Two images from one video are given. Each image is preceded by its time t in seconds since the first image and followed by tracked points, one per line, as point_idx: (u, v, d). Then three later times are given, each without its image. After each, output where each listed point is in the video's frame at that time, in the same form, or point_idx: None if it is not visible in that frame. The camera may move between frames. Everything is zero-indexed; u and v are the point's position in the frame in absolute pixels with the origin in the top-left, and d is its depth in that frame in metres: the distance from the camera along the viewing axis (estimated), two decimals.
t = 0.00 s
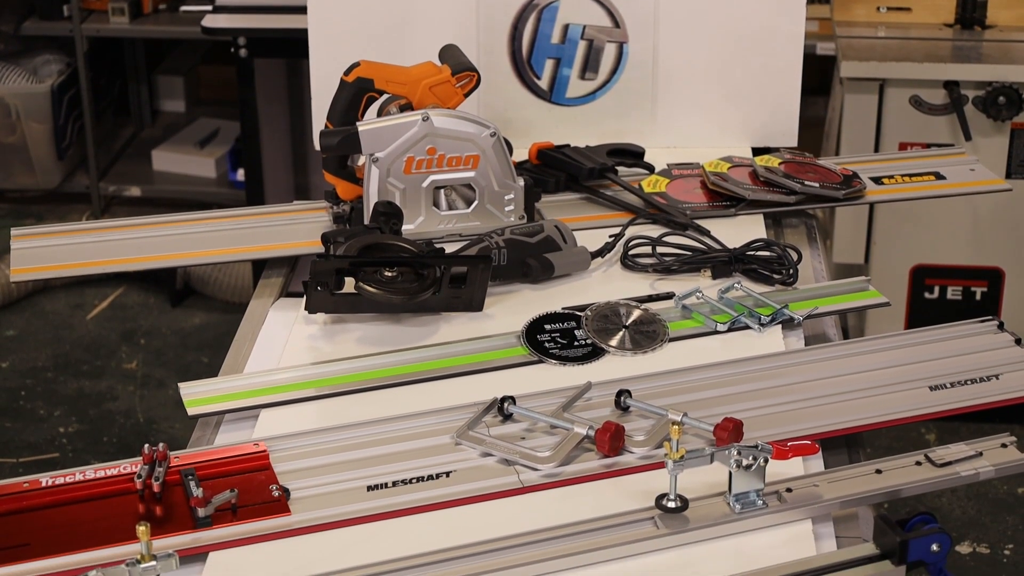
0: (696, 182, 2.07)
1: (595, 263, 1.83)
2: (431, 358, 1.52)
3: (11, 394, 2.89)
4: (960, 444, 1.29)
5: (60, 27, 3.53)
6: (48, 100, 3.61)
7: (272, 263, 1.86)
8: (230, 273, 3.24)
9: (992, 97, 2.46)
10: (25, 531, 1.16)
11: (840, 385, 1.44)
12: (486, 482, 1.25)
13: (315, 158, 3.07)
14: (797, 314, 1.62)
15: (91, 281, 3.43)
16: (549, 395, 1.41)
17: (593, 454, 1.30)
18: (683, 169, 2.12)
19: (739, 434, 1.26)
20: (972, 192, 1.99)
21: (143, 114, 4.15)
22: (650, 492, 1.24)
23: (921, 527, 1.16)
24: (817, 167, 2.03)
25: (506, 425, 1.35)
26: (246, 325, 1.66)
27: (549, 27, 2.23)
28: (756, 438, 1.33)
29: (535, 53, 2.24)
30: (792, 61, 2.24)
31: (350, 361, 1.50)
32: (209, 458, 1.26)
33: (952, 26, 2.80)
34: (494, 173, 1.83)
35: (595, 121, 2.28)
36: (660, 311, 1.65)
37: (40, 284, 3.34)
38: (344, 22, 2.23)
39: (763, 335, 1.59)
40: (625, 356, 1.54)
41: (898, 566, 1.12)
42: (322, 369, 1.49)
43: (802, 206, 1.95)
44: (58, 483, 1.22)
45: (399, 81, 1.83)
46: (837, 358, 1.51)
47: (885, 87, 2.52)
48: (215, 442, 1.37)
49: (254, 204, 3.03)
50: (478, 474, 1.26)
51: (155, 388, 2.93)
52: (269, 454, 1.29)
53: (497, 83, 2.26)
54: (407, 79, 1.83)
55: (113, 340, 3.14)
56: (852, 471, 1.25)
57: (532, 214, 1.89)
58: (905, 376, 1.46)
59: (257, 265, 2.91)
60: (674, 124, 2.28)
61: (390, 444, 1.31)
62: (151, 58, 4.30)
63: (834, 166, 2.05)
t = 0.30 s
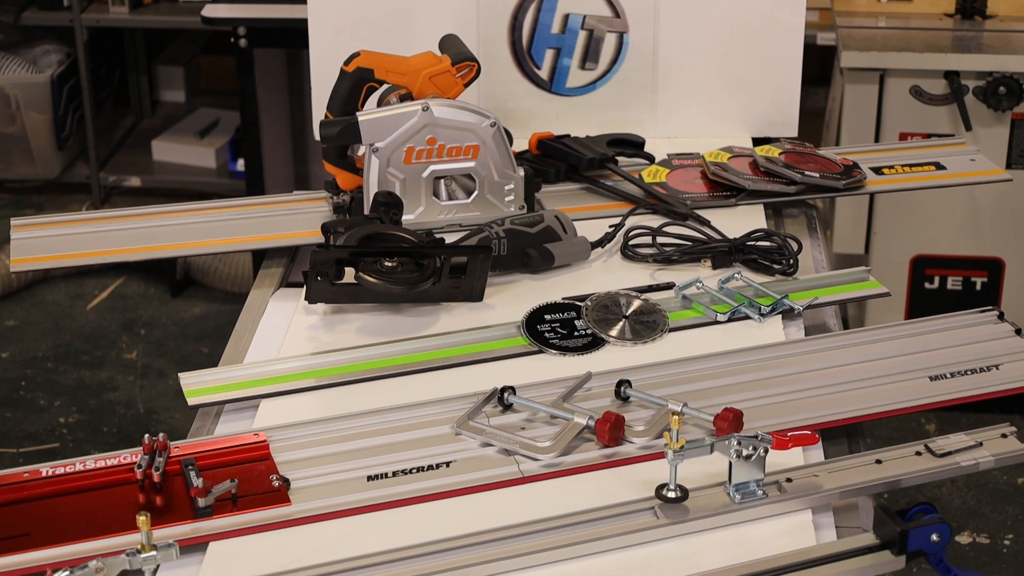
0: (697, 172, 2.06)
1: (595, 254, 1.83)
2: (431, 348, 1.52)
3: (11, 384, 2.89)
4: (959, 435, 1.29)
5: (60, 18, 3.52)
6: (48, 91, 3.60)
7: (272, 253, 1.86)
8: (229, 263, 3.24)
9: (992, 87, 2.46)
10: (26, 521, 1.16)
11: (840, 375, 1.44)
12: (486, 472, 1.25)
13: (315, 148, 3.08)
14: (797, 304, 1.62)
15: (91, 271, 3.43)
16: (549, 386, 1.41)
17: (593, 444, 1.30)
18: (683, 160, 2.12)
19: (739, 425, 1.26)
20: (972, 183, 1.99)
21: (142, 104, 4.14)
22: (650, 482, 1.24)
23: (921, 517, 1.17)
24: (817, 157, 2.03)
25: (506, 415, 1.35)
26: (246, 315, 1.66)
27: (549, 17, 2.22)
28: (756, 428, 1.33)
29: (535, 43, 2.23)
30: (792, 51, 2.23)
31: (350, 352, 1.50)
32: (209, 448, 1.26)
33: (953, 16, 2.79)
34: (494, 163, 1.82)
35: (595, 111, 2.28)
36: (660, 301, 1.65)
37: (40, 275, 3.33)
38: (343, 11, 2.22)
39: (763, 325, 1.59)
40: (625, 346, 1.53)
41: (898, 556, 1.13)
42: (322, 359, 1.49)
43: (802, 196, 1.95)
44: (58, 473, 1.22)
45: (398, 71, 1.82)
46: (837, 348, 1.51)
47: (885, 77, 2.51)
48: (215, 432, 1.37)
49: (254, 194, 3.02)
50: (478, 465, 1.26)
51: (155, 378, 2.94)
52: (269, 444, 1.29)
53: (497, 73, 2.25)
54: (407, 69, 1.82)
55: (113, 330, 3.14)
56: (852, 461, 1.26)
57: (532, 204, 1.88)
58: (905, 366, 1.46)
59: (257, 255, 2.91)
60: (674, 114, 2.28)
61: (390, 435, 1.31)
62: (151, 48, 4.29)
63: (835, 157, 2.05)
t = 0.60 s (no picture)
0: (697, 164, 2.06)
1: (595, 245, 1.82)
2: (431, 339, 1.52)
3: (11, 375, 2.89)
4: (960, 426, 1.29)
5: (59, 9, 3.51)
6: (47, 81, 3.60)
7: (272, 244, 1.86)
8: (229, 253, 3.24)
9: (992, 78, 2.45)
10: (26, 511, 1.16)
11: (841, 366, 1.44)
12: (486, 462, 1.25)
13: (315, 139, 3.11)
14: (797, 295, 1.62)
15: (91, 262, 3.43)
16: (549, 376, 1.42)
17: (593, 435, 1.30)
18: (684, 151, 2.11)
19: (739, 416, 1.26)
20: (972, 174, 1.99)
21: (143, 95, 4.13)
22: (650, 473, 1.24)
23: (921, 507, 1.16)
24: (817, 148, 2.02)
25: (507, 406, 1.35)
26: (246, 306, 1.66)
27: (549, 7, 2.22)
28: (756, 419, 1.33)
29: (535, 34, 2.23)
30: (793, 43, 2.22)
31: (350, 342, 1.50)
32: (208, 440, 1.27)
33: (953, 7, 2.78)
34: (494, 153, 1.82)
35: (595, 102, 2.27)
36: (660, 292, 1.65)
37: (40, 266, 3.33)
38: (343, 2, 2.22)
39: (763, 316, 1.59)
40: (625, 337, 1.53)
41: (898, 547, 1.13)
42: (321, 350, 1.49)
43: (803, 187, 1.94)
44: (58, 464, 1.22)
45: (398, 62, 1.82)
46: (838, 339, 1.51)
47: (885, 68, 2.51)
48: (216, 423, 1.37)
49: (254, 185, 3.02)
50: (478, 455, 1.26)
51: (155, 369, 2.94)
52: (269, 435, 1.29)
53: (497, 64, 2.25)
54: (408, 60, 1.82)
55: (113, 321, 3.14)
56: (852, 452, 1.26)
57: (532, 195, 1.88)
58: (905, 357, 1.46)
59: (258, 246, 2.91)
60: (674, 105, 2.27)
61: (390, 426, 1.31)
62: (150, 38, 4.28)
63: (835, 147, 2.04)
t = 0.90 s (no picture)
0: (697, 155, 2.06)
1: (596, 236, 1.82)
2: (431, 331, 1.52)
3: (11, 367, 2.89)
4: (960, 417, 1.29)
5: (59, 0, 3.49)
6: (48, 73, 3.59)
7: (272, 236, 1.86)
8: (230, 245, 3.24)
9: (993, 69, 2.44)
10: (26, 503, 1.16)
11: (841, 358, 1.44)
12: (487, 454, 1.25)
13: (315, 131, 3.08)
14: (797, 287, 1.62)
15: (92, 254, 3.43)
16: (549, 368, 1.41)
17: (593, 427, 1.30)
18: (684, 142, 2.11)
19: (739, 407, 1.26)
20: (973, 165, 1.98)
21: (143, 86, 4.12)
22: (650, 465, 1.24)
23: (921, 499, 1.16)
24: (817, 139, 2.02)
25: (507, 398, 1.35)
26: (247, 297, 1.66)
27: None
28: (756, 411, 1.33)
29: (535, 26, 2.22)
30: (793, 36, 2.22)
31: (350, 334, 1.50)
32: (208, 431, 1.26)
33: None
34: (494, 145, 1.82)
35: (595, 94, 2.26)
36: (660, 284, 1.65)
37: (40, 257, 3.33)
38: None
39: (763, 307, 1.59)
40: (625, 328, 1.53)
41: (898, 538, 1.13)
42: (321, 341, 1.49)
43: (803, 178, 1.94)
44: (59, 455, 1.21)
45: (399, 54, 1.82)
46: (838, 331, 1.51)
47: (886, 59, 2.50)
48: (216, 415, 1.37)
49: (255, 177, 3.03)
50: (478, 447, 1.26)
51: (155, 361, 2.94)
52: (270, 427, 1.29)
53: (497, 55, 2.24)
54: (408, 51, 1.82)
55: (113, 313, 3.14)
56: (852, 444, 1.26)
57: (532, 186, 1.87)
58: (905, 349, 1.46)
59: (258, 237, 2.91)
60: (675, 97, 2.27)
61: (390, 417, 1.31)
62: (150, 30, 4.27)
63: (835, 139, 2.04)
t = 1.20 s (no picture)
0: (697, 144, 2.05)
1: (596, 225, 1.82)
2: (432, 320, 1.52)
3: (12, 355, 2.89)
4: (960, 406, 1.29)
5: None
6: (47, 61, 3.57)
7: (272, 225, 1.85)
8: (230, 234, 3.23)
9: (993, 58, 2.44)
10: (27, 492, 1.16)
11: (841, 347, 1.44)
12: (487, 443, 1.25)
13: (315, 120, 3.05)
14: (797, 276, 1.62)
15: (92, 243, 3.42)
16: (549, 357, 1.41)
17: (593, 415, 1.30)
18: (685, 131, 2.10)
19: (739, 396, 1.26)
20: (974, 155, 1.98)
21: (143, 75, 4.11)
22: (650, 454, 1.24)
23: (921, 488, 1.16)
24: (817, 128, 2.01)
25: (507, 386, 1.35)
26: (247, 286, 1.66)
27: None
28: (756, 399, 1.33)
29: (535, 14, 2.21)
30: (792, 25, 2.21)
31: (351, 323, 1.50)
32: (208, 420, 1.25)
33: None
34: (494, 134, 1.81)
35: (595, 82, 2.26)
36: (660, 273, 1.65)
37: (40, 246, 3.33)
38: None
39: (763, 296, 1.59)
40: (625, 317, 1.53)
41: (897, 527, 1.13)
42: (322, 330, 1.48)
43: (803, 167, 1.94)
44: (59, 444, 1.20)
45: (399, 42, 1.81)
46: (838, 319, 1.51)
47: (886, 48, 2.49)
48: (216, 404, 1.37)
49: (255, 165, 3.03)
50: (478, 435, 1.26)
51: (155, 350, 2.94)
52: (270, 416, 1.27)
53: (497, 44, 2.24)
54: (408, 40, 1.81)
55: (113, 302, 3.14)
56: (852, 433, 1.26)
57: (532, 174, 1.87)
58: (905, 338, 1.46)
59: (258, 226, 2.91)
60: (675, 86, 2.26)
61: (390, 406, 1.31)
62: (149, 19, 4.26)
63: (835, 128, 2.03)
